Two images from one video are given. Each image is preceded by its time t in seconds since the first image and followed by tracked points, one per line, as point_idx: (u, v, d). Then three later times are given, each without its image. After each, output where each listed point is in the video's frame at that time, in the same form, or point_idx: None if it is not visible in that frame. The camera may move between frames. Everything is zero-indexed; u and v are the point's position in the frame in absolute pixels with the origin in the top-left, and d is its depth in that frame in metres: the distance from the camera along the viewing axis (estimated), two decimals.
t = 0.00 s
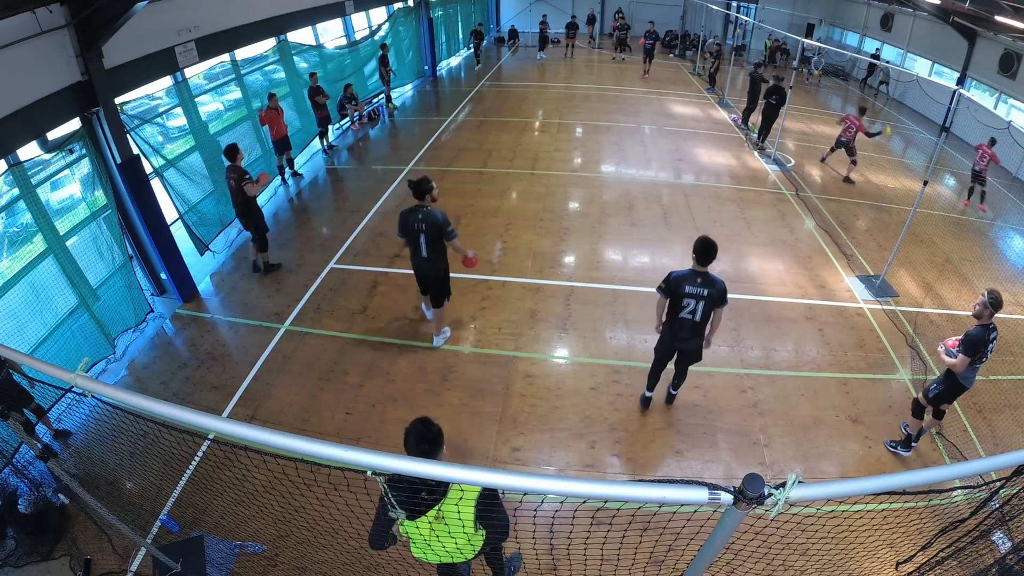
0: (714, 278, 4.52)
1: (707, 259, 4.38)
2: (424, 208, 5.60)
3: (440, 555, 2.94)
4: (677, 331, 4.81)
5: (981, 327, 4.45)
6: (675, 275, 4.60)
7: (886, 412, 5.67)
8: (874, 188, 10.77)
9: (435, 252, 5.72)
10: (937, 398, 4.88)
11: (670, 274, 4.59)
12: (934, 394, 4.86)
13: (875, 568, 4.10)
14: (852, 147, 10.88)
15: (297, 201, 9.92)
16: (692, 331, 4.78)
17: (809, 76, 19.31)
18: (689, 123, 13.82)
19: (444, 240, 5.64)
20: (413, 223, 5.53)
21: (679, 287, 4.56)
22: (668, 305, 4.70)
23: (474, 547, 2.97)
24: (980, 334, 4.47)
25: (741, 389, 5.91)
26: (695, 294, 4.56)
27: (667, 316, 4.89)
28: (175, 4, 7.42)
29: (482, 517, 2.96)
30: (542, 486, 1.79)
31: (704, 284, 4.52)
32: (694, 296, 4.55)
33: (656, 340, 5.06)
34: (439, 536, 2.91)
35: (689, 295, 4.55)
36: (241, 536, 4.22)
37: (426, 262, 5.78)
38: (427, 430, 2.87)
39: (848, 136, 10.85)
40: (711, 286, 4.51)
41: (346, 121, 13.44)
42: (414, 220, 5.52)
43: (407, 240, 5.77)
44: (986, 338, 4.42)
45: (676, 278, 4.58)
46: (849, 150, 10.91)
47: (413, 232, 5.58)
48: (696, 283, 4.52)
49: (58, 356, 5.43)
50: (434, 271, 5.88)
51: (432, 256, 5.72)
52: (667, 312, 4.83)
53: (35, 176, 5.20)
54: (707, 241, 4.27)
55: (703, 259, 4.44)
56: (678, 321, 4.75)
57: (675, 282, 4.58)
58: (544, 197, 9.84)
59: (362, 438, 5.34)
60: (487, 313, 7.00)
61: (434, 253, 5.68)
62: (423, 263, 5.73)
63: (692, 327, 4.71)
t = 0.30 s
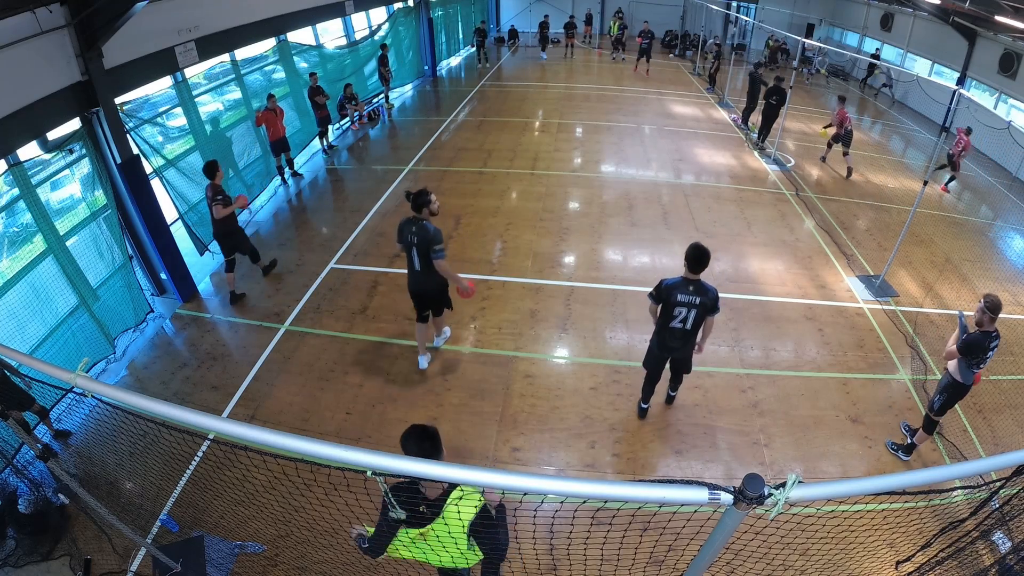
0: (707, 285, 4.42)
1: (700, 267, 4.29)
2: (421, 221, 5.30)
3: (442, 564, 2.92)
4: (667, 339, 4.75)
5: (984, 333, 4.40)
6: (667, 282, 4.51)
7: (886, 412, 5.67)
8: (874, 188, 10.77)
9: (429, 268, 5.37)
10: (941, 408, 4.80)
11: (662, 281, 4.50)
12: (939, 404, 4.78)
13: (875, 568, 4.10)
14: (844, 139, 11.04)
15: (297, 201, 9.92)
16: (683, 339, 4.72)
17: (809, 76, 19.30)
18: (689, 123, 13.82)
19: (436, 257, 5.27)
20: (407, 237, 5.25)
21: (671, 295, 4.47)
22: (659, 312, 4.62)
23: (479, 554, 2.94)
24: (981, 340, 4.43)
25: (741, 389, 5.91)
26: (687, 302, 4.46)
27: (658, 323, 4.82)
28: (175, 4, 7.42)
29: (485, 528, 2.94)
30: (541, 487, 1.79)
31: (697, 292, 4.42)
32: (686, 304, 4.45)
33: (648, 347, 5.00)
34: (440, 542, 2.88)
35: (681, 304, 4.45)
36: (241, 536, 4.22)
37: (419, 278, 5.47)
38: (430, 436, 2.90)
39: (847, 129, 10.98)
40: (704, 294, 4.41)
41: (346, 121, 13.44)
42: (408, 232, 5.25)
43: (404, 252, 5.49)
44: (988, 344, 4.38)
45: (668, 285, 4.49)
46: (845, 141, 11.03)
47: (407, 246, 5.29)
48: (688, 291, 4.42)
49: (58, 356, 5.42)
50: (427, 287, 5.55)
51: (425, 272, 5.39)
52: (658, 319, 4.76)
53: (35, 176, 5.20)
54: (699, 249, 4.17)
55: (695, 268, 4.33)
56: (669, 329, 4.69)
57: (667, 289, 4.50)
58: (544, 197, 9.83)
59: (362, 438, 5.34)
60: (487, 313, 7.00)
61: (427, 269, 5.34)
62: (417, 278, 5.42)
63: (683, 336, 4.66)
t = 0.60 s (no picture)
0: (701, 290, 4.41)
1: (694, 272, 4.26)
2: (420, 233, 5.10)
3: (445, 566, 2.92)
4: (661, 345, 4.73)
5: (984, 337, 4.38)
6: (660, 287, 4.48)
7: (884, 411, 5.68)
8: (873, 188, 10.78)
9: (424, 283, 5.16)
10: (940, 411, 4.79)
11: (655, 287, 4.47)
12: (937, 407, 4.78)
13: (875, 568, 4.10)
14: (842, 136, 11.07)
15: (297, 201, 9.92)
16: (677, 345, 4.70)
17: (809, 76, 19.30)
18: (689, 123, 13.82)
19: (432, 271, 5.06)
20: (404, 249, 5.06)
21: (664, 300, 4.46)
22: (653, 318, 4.60)
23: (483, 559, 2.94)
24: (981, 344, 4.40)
25: (741, 389, 5.91)
26: (681, 307, 4.46)
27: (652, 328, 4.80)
28: (175, 4, 7.41)
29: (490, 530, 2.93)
30: (542, 486, 1.79)
31: (691, 297, 4.41)
32: (680, 309, 4.44)
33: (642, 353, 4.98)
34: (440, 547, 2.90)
35: (675, 308, 4.45)
36: (241, 536, 4.22)
37: (414, 292, 5.26)
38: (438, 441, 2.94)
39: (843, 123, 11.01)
40: (698, 299, 4.40)
41: (346, 121, 13.44)
42: (406, 244, 5.06)
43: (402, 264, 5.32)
44: (987, 348, 4.36)
45: (661, 291, 4.47)
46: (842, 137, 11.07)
47: (405, 257, 5.11)
48: (682, 296, 4.41)
49: (58, 356, 5.42)
50: (422, 302, 5.35)
51: (420, 286, 5.18)
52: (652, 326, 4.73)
53: (35, 176, 5.20)
54: (693, 253, 4.14)
55: (688, 274, 4.31)
56: (663, 335, 4.67)
57: (660, 295, 4.48)
58: (544, 197, 9.83)
59: (362, 438, 5.34)
60: (487, 313, 7.00)
61: (422, 283, 5.13)
62: (412, 292, 5.22)
63: (677, 341, 4.64)
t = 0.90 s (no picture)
0: (704, 293, 4.41)
1: (697, 277, 4.25)
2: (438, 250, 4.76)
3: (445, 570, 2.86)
4: (667, 349, 4.71)
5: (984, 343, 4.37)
6: (663, 295, 4.46)
7: (884, 411, 5.68)
8: (874, 188, 10.77)
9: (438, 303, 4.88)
10: (937, 412, 4.79)
11: (658, 294, 4.44)
12: (934, 407, 4.78)
13: (875, 568, 4.10)
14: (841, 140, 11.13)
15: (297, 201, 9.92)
16: (683, 348, 4.68)
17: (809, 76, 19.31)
18: (689, 123, 13.82)
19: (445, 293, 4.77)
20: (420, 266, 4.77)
21: (670, 307, 4.44)
22: (658, 324, 4.58)
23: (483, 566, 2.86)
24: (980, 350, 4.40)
25: (741, 389, 5.91)
26: (686, 312, 4.45)
27: (654, 333, 4.78)
28: (175, 4, 7.42)
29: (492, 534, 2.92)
30: (542, 486, 1.78)
31: (695, 300, 4.41)
32: (685, 314, 4.44)
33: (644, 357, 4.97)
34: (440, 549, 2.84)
35: (681, 314, 4.44)
36: (241, 536, 4.22)
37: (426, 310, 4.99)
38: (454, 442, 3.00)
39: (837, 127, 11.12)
40: (702, 302, 4.40)
41: (346, 121, 13.43)
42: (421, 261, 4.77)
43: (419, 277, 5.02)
44: (986, 353, 4.36)
45: (665, 298, 4.44)
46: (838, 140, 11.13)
47: (420, 274, 4.83)
48: (687, 300, 4.40)
49: (58, 355, 5.43)
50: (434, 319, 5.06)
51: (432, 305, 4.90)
52: (656, 331, 4.72)
53: (35, 176, 5.20)
54: (694, 257, 4.14)
55: (690, 278, 4.28)
56: (668, 340, 4.65)
57: (664, 302, 4.45)
58: (544, 198, 9.83)
59: (362, 438, 5.34)
60: (487, 313, 7.00)
61: (434, 304, 4.85)
62: (425, 310, 4.95)
63: (684, 345, 4.63)
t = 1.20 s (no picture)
0: (709, 296, 4.40)
1: (701, 280, 4.23)
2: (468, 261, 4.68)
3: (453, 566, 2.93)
4: (673, 354, 4.69)
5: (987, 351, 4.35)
6: (669, 301, 4.42)
7: (883, 411, 5.68)
8: (874, 188, 10.78)
9: (461, 315, 4.83)
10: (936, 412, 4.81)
11: (664, 301, 4.42)
12: (933, 408, 4.79)
13: (875, 568, 4.10)
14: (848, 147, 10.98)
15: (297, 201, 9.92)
16: (689, 353, 4.68)
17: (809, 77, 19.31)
18: (689, 123, 13.81)
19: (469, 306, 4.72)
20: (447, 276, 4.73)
21: (676, 314, 4.41)
22: (664, 330, 4.56)
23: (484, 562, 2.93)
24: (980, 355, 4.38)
25: (741, 389, 5.91)
26: (692, 316, 4.43)
27: (659, 339, 4.75)
28: (175, 4, 7.42)
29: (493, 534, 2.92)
30: (542, 486, 1.79)
31: (700, 305, 4.40)
32: (691, 318, 4.42)
33: (648, 363, 4.93)
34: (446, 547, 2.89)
35: (687, 319, 4.42)
36: (241, 536, 4.22)
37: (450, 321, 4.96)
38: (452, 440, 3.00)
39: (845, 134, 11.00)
40: (708, 305, 4.39)
41: (346, 121, 13.43)
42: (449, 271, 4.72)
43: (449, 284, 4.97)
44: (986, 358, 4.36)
45: (671, 305, 4.41)
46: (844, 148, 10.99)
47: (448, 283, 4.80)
48: (693, 305, 4.38)
49: (58, 355, 5.43)
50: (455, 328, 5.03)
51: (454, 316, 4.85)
52: (661, 336, 4.69)
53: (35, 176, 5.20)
54: (696, 261, 4.13)
55: (694, 282, 4.27)
56: (675, 345, 4.63)
57: (671, 309, 4.41)
58: (544, 198, 9.83)
59: (362, 438, 5.34)
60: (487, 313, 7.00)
61: (456, 315, 4.81)
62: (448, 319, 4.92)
63: (690, 350, 4.63)
